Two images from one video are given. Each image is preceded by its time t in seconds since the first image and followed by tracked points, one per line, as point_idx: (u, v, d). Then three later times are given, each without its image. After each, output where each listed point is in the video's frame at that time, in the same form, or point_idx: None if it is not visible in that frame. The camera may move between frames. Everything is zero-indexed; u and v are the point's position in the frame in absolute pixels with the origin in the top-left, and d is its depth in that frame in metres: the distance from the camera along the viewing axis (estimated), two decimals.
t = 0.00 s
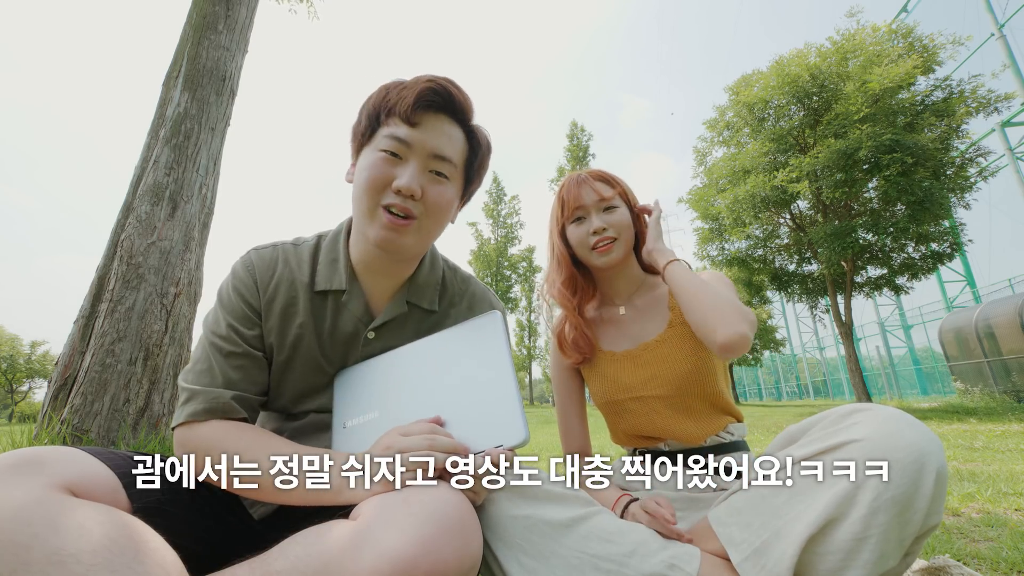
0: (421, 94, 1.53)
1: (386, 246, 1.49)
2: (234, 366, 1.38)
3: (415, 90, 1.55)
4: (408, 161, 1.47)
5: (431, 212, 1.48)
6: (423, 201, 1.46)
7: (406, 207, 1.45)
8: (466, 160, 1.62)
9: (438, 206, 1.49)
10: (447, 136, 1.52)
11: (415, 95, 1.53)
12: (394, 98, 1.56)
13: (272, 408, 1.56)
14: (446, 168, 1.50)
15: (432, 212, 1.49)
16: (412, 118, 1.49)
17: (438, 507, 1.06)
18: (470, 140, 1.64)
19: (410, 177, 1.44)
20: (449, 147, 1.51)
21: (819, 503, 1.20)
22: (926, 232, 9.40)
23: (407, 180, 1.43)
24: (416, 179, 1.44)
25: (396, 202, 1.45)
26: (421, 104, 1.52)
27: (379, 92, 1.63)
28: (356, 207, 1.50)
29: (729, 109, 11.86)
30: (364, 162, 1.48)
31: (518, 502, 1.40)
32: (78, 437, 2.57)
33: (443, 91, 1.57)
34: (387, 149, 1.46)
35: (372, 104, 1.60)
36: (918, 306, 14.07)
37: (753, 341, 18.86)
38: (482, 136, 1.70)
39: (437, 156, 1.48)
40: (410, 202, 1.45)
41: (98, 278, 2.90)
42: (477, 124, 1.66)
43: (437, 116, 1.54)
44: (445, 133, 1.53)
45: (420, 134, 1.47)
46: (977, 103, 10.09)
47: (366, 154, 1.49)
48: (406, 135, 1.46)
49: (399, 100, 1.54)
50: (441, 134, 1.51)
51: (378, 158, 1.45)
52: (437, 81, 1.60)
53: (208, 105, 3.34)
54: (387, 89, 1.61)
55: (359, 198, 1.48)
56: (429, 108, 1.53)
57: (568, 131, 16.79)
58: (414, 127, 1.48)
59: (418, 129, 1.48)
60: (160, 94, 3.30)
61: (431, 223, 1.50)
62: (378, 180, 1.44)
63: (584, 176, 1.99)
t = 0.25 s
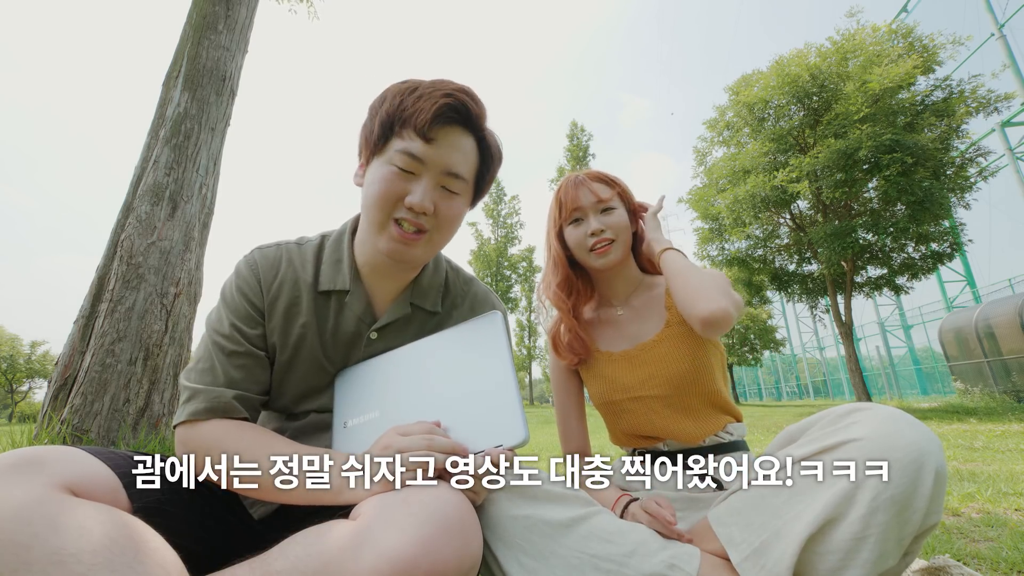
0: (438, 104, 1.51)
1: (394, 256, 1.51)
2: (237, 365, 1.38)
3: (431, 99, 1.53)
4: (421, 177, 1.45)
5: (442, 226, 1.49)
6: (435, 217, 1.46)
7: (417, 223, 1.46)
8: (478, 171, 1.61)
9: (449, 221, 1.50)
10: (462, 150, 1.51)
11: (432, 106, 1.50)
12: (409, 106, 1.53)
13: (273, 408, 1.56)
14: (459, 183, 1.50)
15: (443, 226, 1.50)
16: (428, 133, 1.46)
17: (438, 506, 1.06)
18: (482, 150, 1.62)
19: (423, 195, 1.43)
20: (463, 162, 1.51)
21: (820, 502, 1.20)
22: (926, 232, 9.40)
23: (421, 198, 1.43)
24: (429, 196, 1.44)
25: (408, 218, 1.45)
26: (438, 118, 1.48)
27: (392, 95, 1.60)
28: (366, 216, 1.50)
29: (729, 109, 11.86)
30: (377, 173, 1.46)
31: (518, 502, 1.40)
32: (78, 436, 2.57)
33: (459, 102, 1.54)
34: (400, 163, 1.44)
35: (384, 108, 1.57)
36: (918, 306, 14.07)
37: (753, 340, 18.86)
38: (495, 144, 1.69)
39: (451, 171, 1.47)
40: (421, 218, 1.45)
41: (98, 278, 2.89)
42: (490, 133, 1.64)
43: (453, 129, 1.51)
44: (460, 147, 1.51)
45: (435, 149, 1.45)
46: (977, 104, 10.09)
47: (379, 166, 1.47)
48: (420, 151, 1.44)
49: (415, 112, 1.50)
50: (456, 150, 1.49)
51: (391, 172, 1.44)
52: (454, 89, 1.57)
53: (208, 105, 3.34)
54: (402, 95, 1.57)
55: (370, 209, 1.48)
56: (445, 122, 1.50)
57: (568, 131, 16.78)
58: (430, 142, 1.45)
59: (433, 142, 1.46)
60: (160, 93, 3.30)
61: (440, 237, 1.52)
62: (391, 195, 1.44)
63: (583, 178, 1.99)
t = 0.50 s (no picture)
0: (444, 102, 1.52)
1: (398, 254, 1.51)
2: (237, 366, 1.38)
3: (437, 97, 1.53)
4: (428, 173, 1.45)
5: (446, 223, 1.49)
6: (440, 214, 1.46)
7: (423, 220, 1.46)
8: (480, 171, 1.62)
9: (454, 219, 1.51)
10: (467, 148, 1.51)
11: (439, 104, 1.50)
12: (415, 103, 1.53)
13: (273, 409, 1.56)
14: (464, 181, 1.51)
15: (448, 224, 1.50)
16: (435, 129, 1.47)
17: (438, 506, 1.07)
18: (486, 150, 1.63)
19: (428, 191, 1.43)
20: (468, 160, 1.51)
21: (820, 502, 1.20)
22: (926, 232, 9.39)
23: (426, 194, 1.43)
24: (435, 192, 1.45)
25: (413, 214, 1.45)
26: (445, 116, 1.49)
27: (397, 93, 1.60)
28: (371, 212, 1.49)
29: (729, 109, 11.86)
30: (382, 170, 1.46)
31: (518, 502, 1.40)
32: (78, 436, 2.57)
33: (465, 101, 1.55)
34: (406, 159, 1.44)
35: (389, 106, 1.58)
36: (918, 306, 14.06)
37: (753, 340, 18.86)
38: (499, 144, 1.69)
39: (456, 169, 1.48)
40: (427, 215, 1.45)
41: (98, 278, 2.90)
42: (494, 132, 1.65)
43: (459, 127, 1.52)
44: (466, 145, 1.51)
45: (442, 146, 1.46)
46: (977, 104, 10.09)
47: (385, 162, 1.47)
48: (427, 147, 1.45)
49: (422, 109, 1.50)
50: (461, 147, 1.50)
51: (397, 168, 1.44)
52: (460, 88, 1.58)
53: (208, 105, 3.34)
54: (408, 93, 1.58)
55: (374, 206, 1.47)
56: (452, 119, 1.50)
57: (568, 131, 16.78)
58: (437, 139, 1.46)
59: (440, 140, 1.47)
60: (160, 94, 3.30)
61: (445, 235, 1.52)
62: (396, 191, 1.44)
63: (580, 179, 1.99)
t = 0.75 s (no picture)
0: (438, 104, 1.51)
1: (394, 258, 1.51)
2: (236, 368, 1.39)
3: (431, 99, 1.53)
4: (423, 177, 1.46)
5: (442, 226, 1.50)
6: (436, 217, 1.47)
7: (419, 223, 1.46)
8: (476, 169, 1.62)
9: (450, 221, 1.51)
10: (462, 149, 1.51)
11: (434, 107, 1.50)
12: (409, 105, 1.53)
13: (273, 411, 1.56)
14: (459, 182, 1.51)
15: (444, 227, 1.50)
16: (428, 132, 1.47)
17: (438, 506, 1.07)
18: (481, 148, 1.62)
19: (424, 195, 1.43)
20: (464, 162, 1.51)
21: (820, 503, 1.20)
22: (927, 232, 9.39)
23: (422, 198, 1.43)
24: (431, 196, 1.45)
25: (409, 218, 1.45)
26: (438, 117, 1.49)
27: (391, 95, 1.60)
28: (366, 217, 1.49)
29: (729, 109, 11.86)
30: (377, 176, 1.46)
31: (518, 503, 1.40)
32: (78, 436, 2.57)
33: (460, 101, 1.54)
34: (401, 164, 1.45)
35: (383, 109, 1.57)
36: (918, 306, 14.06)
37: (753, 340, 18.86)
38: (495, 143, 1.69)
39: (451, 171, 1.48)
40: (422, 219, 1.45)
41: (98, 278, 2.89)
42: (490, 132, 1.64)
43: (453, 129, 1.51)
44: (460, 146, 1.51)
45: (436, 149, 1.46)
46: (977, 103, 10.08)
47: (379, 168, 1.47)
48: (421, 151, 1.44)
49: (415, 112, 1.49)
50: (456, 149, 1.49)
51: (392, 172, 1.44)
52: (454, 89, 1.57)
53: (208, 105, 3.34)
54: (403, 95, 1.56)
55: (370, 210, 1.47)
56: (446, 121, 1.50)
57: (568, 131, 16.78)
58: (431, 142, 1.46)
59: (434, 143, 1.46)
60: (160, 94, 3.30)
61: (441, 237, 1.52)
62: (391, 195, 1.44)
63: (581, 177, 2.01)
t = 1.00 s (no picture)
0: (386, 89, 1.52)
1: (379, 243, 1.50)
2: (256, 366, 1.37)
3: (378, 87, 1.54)
4: (388, 158, 1.47)
5: (416, 203, 1.50)
6: (408, 194, 1.47)
7: (394, 204, 1.46)
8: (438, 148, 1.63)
9: (423, 197, 1.51)
10: (420, 128, 1.52)
11: (382, 93, 1.51)
12: (359, 97, 1.54)
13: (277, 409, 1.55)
14: (424, 159, 1.51)
15: (418, 204, 1.51)
16: (384, 117, 1.49)
17: (437, 507, 1.07)
18: (438, 128, 1.63)
19: (392, 174, 1.44)
20: (423, 138, 1.52)
21: (812, 494, 1.21)
22: (926, 232, 9.39)
23: (390, 177, 1.44)
24: (400, 174, 1.46)
25: (384, 200, 1.45)
26: (388, 101, 1.51)
27: (340, 96, 1.61)
28: (343, 210, 1.50)
29: (729, 109, 11.86)
30: (344, 168, 1.48)
31: (518, 503, 1.42)
32: (78, 437, 2.58)
33: (405, 82, 1.56)
34: (366, 151, 1.46)
35: (337, 109, 1.58)
36: (918, 306, 14.06)
37: (753, 340, 18.86)
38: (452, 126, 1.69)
39: (414, 148, 1.48)
40: (396, 198, 1.46)
41: (97, 278, 2.90)
42: (443, 113, 1.65)
43: (406, 111, 1.53)
44: (417, 126, 1.52)
45: (394, 130, 1.47)
46: (977, 103, 10.08)
47: (345, 160, 1.48)
48: (381, 135, 1.46)
49: (365, 100, 1.52)
50: (412, 128, 1.50)
51: (358, 161, 1.45)
52: (396, 75, 1.59)
53: (208, 105, 3.34)
54: (352, 91, 1.59)
55: (346, 202, 1.48)
56: (398, 104, 1.52)
57: (568, 131, 16.79)
58: (387, 125, 1.48)
59: (390, 125, 1.48)
60: (160, 94, 3.30)
61: (418, 215, 1.53)
62: (363, 182, 1.44)
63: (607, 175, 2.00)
